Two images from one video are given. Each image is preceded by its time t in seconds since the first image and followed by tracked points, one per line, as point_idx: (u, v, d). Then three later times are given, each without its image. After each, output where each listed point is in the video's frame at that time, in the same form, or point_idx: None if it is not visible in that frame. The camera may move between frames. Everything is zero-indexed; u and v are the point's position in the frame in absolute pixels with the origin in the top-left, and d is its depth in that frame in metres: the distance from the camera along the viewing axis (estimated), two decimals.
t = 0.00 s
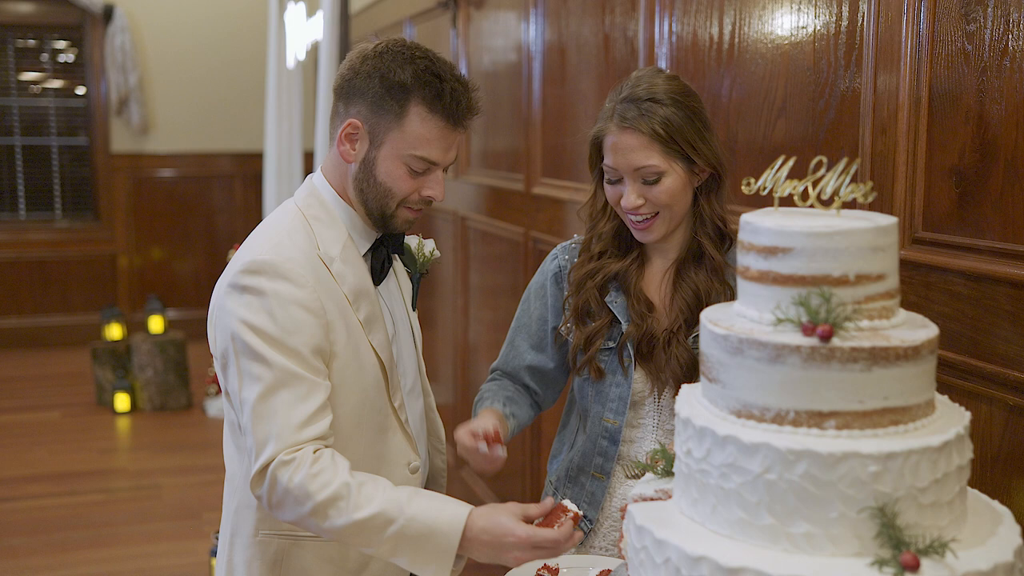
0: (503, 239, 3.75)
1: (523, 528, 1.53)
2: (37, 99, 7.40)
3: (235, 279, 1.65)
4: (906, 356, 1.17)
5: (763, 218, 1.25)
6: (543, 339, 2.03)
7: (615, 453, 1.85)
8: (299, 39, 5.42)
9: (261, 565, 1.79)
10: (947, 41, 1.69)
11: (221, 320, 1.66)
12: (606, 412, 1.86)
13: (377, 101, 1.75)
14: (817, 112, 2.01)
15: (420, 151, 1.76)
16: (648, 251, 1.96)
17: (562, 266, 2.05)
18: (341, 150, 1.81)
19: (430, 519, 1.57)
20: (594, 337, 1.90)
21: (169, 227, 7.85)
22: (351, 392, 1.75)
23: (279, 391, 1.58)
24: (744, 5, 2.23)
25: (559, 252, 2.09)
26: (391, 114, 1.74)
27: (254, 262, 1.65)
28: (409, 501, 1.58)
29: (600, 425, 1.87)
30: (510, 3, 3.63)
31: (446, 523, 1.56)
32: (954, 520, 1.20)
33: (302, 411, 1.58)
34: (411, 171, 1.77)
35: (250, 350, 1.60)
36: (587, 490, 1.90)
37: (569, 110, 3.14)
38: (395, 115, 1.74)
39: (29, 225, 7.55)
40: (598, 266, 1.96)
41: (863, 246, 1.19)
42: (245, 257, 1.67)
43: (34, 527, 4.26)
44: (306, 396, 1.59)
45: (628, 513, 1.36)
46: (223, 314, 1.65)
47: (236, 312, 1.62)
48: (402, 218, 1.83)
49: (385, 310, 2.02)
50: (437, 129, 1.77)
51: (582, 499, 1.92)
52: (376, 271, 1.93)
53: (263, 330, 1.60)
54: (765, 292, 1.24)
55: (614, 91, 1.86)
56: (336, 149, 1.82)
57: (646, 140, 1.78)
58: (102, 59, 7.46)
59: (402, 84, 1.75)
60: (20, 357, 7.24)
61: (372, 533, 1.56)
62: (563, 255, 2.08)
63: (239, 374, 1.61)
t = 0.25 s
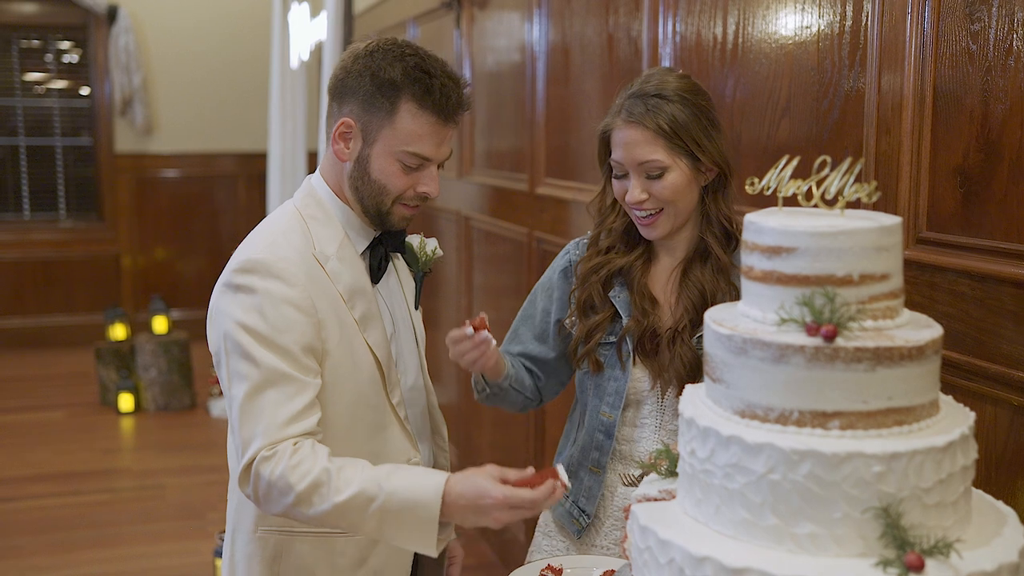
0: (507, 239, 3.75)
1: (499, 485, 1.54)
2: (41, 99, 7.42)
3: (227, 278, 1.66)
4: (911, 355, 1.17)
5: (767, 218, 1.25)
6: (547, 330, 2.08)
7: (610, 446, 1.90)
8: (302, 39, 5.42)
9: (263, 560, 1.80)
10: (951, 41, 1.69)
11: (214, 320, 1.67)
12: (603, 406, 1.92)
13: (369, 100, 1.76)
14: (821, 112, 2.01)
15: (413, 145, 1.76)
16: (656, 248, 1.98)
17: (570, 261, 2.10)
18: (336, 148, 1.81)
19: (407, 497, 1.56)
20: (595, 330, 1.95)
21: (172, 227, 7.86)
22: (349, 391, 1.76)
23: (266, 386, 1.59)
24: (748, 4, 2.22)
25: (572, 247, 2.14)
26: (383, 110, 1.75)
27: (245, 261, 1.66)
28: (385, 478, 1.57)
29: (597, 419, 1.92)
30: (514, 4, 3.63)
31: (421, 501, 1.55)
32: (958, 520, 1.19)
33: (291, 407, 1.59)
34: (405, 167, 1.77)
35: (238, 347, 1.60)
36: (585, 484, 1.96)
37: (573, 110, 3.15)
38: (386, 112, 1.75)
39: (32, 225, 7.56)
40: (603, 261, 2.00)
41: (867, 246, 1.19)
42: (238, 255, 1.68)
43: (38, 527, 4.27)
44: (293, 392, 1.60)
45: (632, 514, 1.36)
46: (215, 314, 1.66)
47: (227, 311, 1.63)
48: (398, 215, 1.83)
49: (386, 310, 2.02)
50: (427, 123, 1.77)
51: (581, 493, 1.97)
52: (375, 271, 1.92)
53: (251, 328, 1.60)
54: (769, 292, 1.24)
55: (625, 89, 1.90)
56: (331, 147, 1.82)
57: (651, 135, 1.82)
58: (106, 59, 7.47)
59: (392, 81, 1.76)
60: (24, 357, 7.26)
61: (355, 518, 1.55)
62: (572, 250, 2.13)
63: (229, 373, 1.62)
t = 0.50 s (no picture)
0: (510, 239, 3.75)
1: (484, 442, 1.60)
2: (45, 99, 7.43)
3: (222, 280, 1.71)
4: (914, 354, 1.17)
5: (770, 217, 1.25)
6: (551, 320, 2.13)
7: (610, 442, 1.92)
8: (306, 39, 5.42)
9: (264, 556, 1.81)
10: (955, 40, 1.69)
11: (211, 320, 1.72)
12: (605, 402, 1.93)
13: (353, 97, 1.84)
14: (825, 111, 2.01)
15: (403, 135, 1.84)
16: (663, 246, 1.99)
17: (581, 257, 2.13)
18: (326, 150, 1.88)
19: (397, 474, 1.64)
20: (600, 325, 1.96)
21: (175, 226, 7.87)
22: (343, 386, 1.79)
23: (257, 382, 1.64)
24: (751, 3, 2.22)
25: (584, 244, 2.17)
26: (368, 106, 1.83)
27: (238, 263, 1.71)
28: (376, 458, 1.65)
29: (599, 415, 1.94)
30: (517, 3, 3.63)
31: (410, 475, 1.64)
32: (961, 519, 1.19)
33: (283, 403, 1.63)
34: (398, 157, 1.85)
35: (231, 346, 1.65)
36: (588, 480, 1.98)
37: (576, 109, 3.15)
38: (372, 106, 1.83)
39: (36, 224, 7.57)
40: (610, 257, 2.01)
41: (870, 245, 1.19)
42: (232, 257, 1.73)
43: (42, 526, 4.28)
44: (284, 388, 1.64)
45: (635, 512, 1.36)
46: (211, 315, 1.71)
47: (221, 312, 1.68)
48: (396, 206, 1.88)
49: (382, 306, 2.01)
50: (413, 113, 1.85)
51: (584, 489, 2.00)
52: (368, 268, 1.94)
53: (244, 328, 1.65)
54: (772, 291, 1.24)
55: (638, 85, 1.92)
56: (321, 150, 1.89)
57: (656, 129, 1.83)
58: (110, 59, 7.48)
59: (373, 77, 1.84)
60: (28, 356, 7.27)
61: (349, 498, 1.63)
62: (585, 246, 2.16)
63: (224, 371, 1.67)
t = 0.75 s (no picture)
0: (512, 239, 3.76)
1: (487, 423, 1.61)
2: (48, 99, 7.43)
3: (216, 287, 1.72)
4: (915, 355, 1.17)
5: (772, 218, 1.25)
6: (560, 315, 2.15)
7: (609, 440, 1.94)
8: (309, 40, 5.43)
9: (267, 555, 1.82)
10: (957, 41, 1.69)
11: (208, 327, 1.73)
12: (605, 401, 1.95)
13: (341, 95, 1.85)
14: (827, 111, 2.01)
15: (397, 124, 1.87)
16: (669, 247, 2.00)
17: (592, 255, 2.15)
18: (320, 155, 1.88)
19: (402, 462, 1.65)
20: (603, 325, 1.99)
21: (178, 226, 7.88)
22: (341, 382, 1.80)
23: (257, 385, 1.66)
24: (754, 4, 2.23)
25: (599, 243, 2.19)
26: (357, 101, 1.85)
27: (229, 269, 1.72)
28: (379, 447, 1.66)
29: (599, 413, 1.96)
30: (520, 3, 3.63)
31: (416, 463, 1.65)
32: (963, 520, 1.20)
33: (285, 404, 1.65)
34: (393, 146, 1.87)
35: (229, 352, 1.67)
36: (587, 477, 2.00)
37: (579, 110, 3.15)
38: (361, 102, 1.85)
39: (40, 224, 7.58)
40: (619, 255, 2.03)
41: (872, 245, 1.19)
42: (223, 263, 1.74)
43: (46, 526, 4.28)
44: (285, 390, 1.66)
45: (637, 513, 1.36)
46: (207, 322, 1.73)
47: (217, 319, 1.70)
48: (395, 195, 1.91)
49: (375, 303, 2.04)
50: (401, 102, 1.88)
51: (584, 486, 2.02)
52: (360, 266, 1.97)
53: (242, 334, 1.67)
54: (774, 292, 1.25)
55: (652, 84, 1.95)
56: (313, 156, 1.89)
57: (653, 126, 1.87)
58: (113, 59, 7.48)
59: (357, 71, 1.86)
60: (31, 356, 7.29)
61: (358, 490, 1.65)
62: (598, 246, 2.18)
63: (224, 378, 1.69)
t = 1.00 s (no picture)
0: (515, 240, 3.76)
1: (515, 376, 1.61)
2: (51, 99, 7.44)
3: (216, 298, 1.70)
4: (919, 356, 1.17)
5: (776, 219, 1.25)
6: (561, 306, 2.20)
7: (611, 439, 1.96)
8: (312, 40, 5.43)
9: (272, 555, 1.82)
10: (960, 42, 1.69)
11: (214, 341, 1.72)
12: (608, 400, 1.97)
13: (326, 92, 1.88)
14: (831, 112, 2.01)
15: (384, 118, 1.91)
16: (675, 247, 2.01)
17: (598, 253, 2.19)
18: (308, 152, 1.91)
19: (437, 431, 1.65)
20: (608, 324, 2.01)
21: (182, 226, 7.89)
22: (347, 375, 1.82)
23: (278, 388, 1.66)
24: (758, 4, 2.22)
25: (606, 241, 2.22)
26: (343, 97, 1.88)
27: (226, 278, 1.71)
28: (410, 420, 1.66)
29: (601, 413, 1.98)
30: (523, 3, 3.63)
31: (454, 428, 1.65)
32: (966, 520, 1.20)
33: (311, 402, 1.66)
34: (381, 140, 1.91)
35: (243, 361, 1.67)
36: (588, 477, 2.02)
37: (582, 110, 3.15)
38: (347, 97, 1.88)
39: (43, 224, 7.59)
40: (625, 255, 2.05)
41: (876, 246, 1.19)
42: (220, 273, 1.73)
43: (49, 525, 4.29)
44: (305, 387, 1.67)
45: (640, 513, 1.37)
46: (214, 337, 1.71)
47: (224, 332, 1.69)
48: (384, 188, 1.95)
49: (367, 299, 2.10)
50: (386, 96, 1.91)
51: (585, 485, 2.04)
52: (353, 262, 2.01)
53: (254, 340, 1.67)
54: (777, 293, 1.25)
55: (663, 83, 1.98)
56: (300, 153, 1.92)
57: (656, 123, 1.90)
58: (116, 59, 7.49)
59: (341, 67, 1.88)
60: (35, 356, 7.30)
61: (401, 468, 1.66)
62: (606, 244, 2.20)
63: (242, 388, 1.69)
